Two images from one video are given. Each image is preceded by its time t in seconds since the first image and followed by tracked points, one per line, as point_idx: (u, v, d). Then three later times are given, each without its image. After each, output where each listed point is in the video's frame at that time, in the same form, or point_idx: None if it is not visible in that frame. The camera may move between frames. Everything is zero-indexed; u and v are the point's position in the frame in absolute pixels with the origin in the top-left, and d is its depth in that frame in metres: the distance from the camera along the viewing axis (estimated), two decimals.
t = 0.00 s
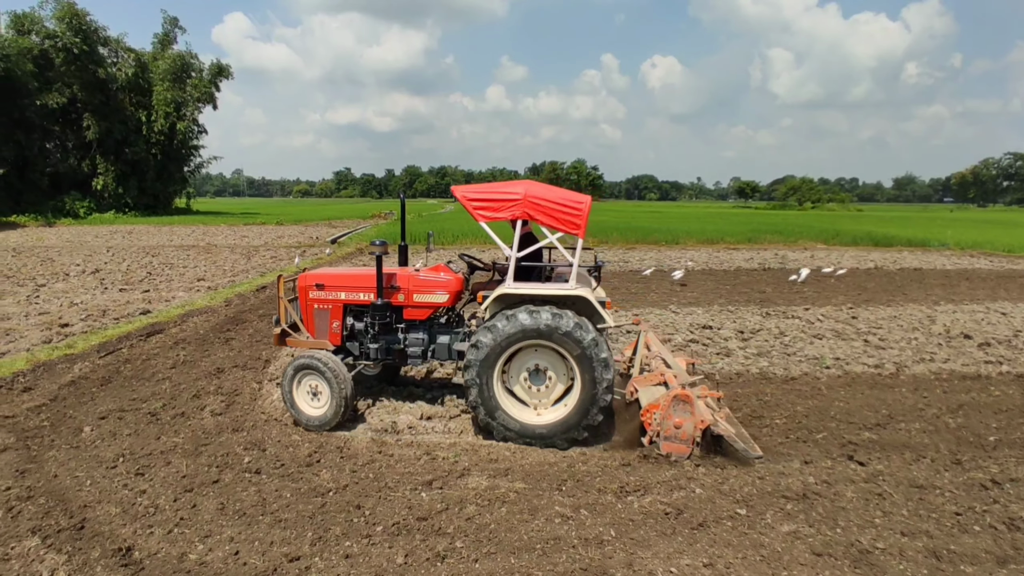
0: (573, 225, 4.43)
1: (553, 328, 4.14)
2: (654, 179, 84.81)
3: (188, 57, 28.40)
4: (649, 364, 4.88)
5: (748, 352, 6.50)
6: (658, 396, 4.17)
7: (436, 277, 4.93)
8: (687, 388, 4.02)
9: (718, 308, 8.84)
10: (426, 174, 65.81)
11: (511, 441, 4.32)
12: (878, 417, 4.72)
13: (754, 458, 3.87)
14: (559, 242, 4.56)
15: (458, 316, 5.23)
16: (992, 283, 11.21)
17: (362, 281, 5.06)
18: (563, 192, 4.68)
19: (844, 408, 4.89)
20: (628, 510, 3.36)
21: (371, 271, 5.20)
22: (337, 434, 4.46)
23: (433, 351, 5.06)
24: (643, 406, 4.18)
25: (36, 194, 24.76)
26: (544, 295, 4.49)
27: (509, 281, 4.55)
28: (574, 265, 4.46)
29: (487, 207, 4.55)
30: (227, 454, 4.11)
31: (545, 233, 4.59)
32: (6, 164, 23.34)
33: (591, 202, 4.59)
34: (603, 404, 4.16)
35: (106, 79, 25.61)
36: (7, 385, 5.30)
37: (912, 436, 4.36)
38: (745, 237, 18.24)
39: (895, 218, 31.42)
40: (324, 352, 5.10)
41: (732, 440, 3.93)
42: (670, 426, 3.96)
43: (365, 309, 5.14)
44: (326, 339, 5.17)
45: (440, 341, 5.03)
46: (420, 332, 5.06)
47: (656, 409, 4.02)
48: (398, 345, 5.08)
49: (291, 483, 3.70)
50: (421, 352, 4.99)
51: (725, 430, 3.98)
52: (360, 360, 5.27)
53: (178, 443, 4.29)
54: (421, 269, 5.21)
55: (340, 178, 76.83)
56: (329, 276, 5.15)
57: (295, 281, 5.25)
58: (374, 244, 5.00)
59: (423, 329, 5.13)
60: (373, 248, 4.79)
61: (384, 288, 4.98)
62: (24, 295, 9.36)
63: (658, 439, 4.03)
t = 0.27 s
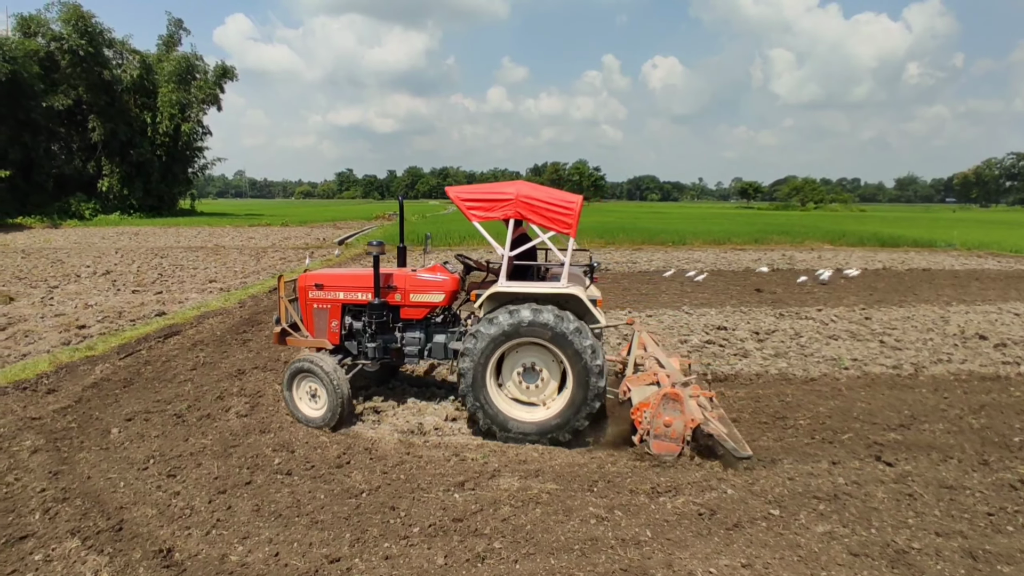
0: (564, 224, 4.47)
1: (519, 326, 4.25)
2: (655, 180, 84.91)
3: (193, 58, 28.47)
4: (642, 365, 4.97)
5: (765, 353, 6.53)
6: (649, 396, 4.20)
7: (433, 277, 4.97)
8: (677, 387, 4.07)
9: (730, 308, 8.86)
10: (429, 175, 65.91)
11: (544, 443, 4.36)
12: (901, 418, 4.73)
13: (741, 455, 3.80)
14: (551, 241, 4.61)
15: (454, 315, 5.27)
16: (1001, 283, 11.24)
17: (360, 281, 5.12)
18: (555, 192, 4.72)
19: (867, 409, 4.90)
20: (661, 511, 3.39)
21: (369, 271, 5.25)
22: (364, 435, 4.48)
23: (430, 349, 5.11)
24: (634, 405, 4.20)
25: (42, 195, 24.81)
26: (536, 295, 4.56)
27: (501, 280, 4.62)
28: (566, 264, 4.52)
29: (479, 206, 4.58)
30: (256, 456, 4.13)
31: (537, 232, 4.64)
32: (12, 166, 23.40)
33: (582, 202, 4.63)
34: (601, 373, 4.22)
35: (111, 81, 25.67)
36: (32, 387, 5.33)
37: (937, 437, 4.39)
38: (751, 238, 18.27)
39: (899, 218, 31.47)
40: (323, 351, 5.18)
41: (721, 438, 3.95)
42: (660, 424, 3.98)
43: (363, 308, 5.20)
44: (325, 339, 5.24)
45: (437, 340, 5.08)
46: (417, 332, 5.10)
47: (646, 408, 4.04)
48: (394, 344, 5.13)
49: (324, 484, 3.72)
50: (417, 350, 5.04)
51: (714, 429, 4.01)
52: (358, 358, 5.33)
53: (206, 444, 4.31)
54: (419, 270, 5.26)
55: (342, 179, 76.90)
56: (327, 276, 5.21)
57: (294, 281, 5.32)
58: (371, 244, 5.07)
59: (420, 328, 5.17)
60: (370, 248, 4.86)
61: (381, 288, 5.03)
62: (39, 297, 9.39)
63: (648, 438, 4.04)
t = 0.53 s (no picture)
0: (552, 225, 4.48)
1: (484, 334, 4.36)
2: (660, 181, 84.83)
3: (200, 62, 28.61)
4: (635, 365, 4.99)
5: (785, 353, 6.51)
6: (638, 394, 4.24)
7: (429, 277, 5.04)
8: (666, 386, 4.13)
9: (746, 309, 8.84)
10: (434, 177, 66.02)
11: (565, 427, 4.31)
12: (928, 418, 4.71)
13: (732, 457, 3.98)
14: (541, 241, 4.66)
15: (451, 314, 5.33)
16: (1017, 282, 11.18)
17: (358, 281, 5.24)
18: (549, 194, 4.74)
19: (893, 409, 4.88)
20: (696, 511, 3.40)
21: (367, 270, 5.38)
22: (392, 437, 4.48)
23: (426, 348, 5.19)
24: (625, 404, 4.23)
25: (52, 199, 24.93)
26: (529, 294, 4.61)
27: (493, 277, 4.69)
28: (558, 265, 4.57)
29: (472, 208, 4.65)
30: (286, 458, 4.13)
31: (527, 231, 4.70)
32: (22, 170, 23.54)
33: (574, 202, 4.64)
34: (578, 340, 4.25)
35: (120, 85, 25.81)
36: (58, 390, 5.37)
37: (966, 437, 4.37)
38: (760, 238, 18.23)
39: (908, 218, 31.35)
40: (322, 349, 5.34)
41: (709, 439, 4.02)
42: (649, 424, 4.06)
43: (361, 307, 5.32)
44: (324, 337, 5.40)
45: (432, 338, 5.16)
46: (413, 330, 5.19)
47: (636, 407, 4.09)
48: (391, 342, 5.24)
49: (356, 486, 3.73)
50: (413, 349, 5.14)
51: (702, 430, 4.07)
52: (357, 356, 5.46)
53: (236, 447, 4.32)
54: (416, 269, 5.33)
55: (347, 182, 77.06)
56: (326, 276, 5.38)
57: (294, 281, 5.47)
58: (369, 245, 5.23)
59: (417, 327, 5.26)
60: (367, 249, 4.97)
61: (378, 287, 5.14)
62: (56, 301, 9.45)
63: (638, 437, 4.10)
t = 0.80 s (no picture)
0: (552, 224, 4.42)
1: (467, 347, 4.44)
2: (673, 179, 84.42)
3: (217, 67, 28.88)
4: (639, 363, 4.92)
5: (815, 351, 6.43)
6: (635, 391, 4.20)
7: (434, 275, 5.06)
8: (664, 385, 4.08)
9: (771, 307, 8.76)
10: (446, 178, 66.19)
11: (584, 394, 4.21)
12: (968, 416, 4.64)
13: (731, 456, 3.97)
14: (541, 240, 4.62)
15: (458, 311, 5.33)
16: None
17: (365, 279, 5.33)
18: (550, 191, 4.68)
19: (932, 407, 4.81)
20: (739, 511, 3.37)
21: (376, 268, 5.46)
22: (426, 437, 4.49)
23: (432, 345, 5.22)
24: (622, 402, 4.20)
25: (73, 203, 25.28)
26: (528, 291, 4.57)
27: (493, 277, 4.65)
28: (557, 263, 4.53)
29: (473, 207, 4.65)
30: (323, 458, 4.15)
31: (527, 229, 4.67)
32: (44, 175, 23.88)
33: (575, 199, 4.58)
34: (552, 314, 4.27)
35: (138, 90, 26.14)
36: (93, 391, 5.44)
37: (1010, 435, 4.29)
38: (779, 236, 18.07)
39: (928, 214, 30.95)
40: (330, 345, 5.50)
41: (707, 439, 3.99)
42: (646, 423, 4.01)
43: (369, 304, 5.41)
44: (334, 333, 5.54)
45: (438, 336, 5.18)
46: (420, 327, 5.23)
47: (633, 405, 4.05)
48: (398, 339, 5.29)
49: (396, 485, 3.74)
50: (419, 346, 5.17)
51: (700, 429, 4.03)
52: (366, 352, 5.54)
53: (272, 446, 4.35)
54: (424, 267, 5.35)
55: (360, 184, 77.46)
56: (335, 274, 5.51)
57: (304, 279, 5.63)
58: (374, 243, 5.29)
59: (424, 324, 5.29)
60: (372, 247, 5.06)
61: (385, 284, 5.20)
62: (84, 303, 9.57)
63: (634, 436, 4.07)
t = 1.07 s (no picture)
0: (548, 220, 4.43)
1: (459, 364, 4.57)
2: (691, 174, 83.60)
3: (238, 64, 29.16)
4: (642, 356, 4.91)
5: (849, 347, 6.34)
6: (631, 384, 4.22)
7: (440, 270, 5.09)
8: (659, 378, 4.08)
9: (800, 302, 8.64)
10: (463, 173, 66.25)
11: (575, 350, 4.20)
12: (1012, 414, 4.54)
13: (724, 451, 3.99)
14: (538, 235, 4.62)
15: (466, 306, 5.31)
16: None
17: (375, 273, 5.44)
18: (548, 186, 4.66)
19: (974, 405, 4.71)
20: (782, 507, 3.34)
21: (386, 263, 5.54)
22: (461, 431, 4.52)
23: (440, 338, 5.24)
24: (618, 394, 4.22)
25: (99, 201, 25.69)
26: (526, 286, 4.63)
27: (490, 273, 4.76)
28: (552, 257, 4.56)
29: (471, 202, 4.70)
30: (361, 451, 4.19)
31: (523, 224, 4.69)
32: (72, 173, 24.31)
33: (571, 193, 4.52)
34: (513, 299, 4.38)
35: (161, 89, 26.48)
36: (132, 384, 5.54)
37: None
38: (804, 230, 17.82)
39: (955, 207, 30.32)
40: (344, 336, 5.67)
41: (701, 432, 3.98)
42: (639, 415, 4.02)
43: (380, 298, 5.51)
44: (348, 326, 5.69)
45: (446, 329, 5.20)
46: (428, 321, 5.27)
47: (627, 398, 4.07)
48: (407, 332, 5.35)
49: (435, 479, 3.76)
50: (427, 339, 5.21)
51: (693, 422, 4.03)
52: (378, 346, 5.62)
53: (310, 440, 4.39)
54: (434, 262, 5.39)
55: (378, 180, 77.80)
56: (349, 269, 5.67)
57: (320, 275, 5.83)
58: (383, 239, 5.38)
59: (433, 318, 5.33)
60: (380, 244, 5.18)
61: (394, 279, 5.27)
62: (116, 298, 9.74)
63: (629, 427, 4.09)
